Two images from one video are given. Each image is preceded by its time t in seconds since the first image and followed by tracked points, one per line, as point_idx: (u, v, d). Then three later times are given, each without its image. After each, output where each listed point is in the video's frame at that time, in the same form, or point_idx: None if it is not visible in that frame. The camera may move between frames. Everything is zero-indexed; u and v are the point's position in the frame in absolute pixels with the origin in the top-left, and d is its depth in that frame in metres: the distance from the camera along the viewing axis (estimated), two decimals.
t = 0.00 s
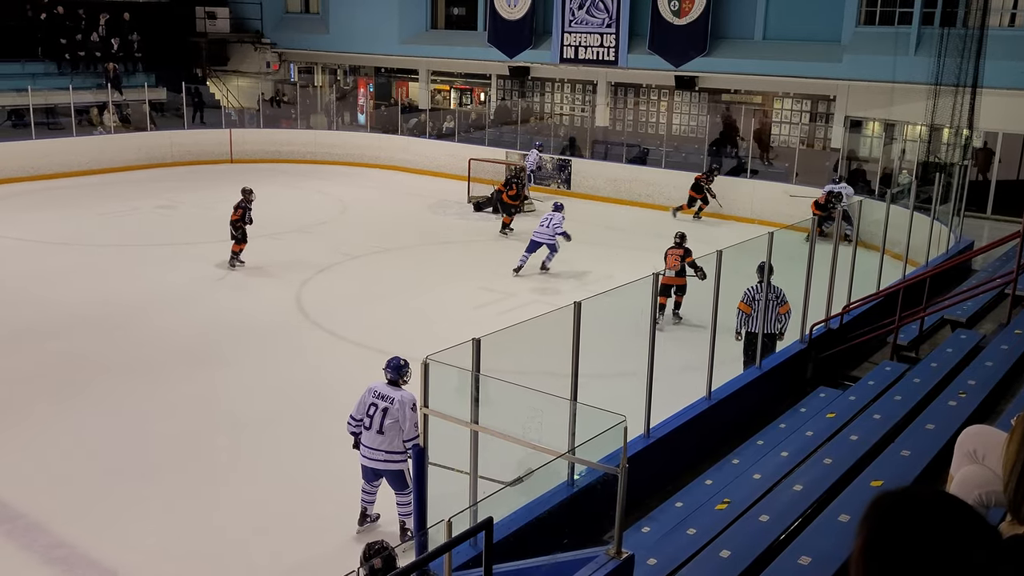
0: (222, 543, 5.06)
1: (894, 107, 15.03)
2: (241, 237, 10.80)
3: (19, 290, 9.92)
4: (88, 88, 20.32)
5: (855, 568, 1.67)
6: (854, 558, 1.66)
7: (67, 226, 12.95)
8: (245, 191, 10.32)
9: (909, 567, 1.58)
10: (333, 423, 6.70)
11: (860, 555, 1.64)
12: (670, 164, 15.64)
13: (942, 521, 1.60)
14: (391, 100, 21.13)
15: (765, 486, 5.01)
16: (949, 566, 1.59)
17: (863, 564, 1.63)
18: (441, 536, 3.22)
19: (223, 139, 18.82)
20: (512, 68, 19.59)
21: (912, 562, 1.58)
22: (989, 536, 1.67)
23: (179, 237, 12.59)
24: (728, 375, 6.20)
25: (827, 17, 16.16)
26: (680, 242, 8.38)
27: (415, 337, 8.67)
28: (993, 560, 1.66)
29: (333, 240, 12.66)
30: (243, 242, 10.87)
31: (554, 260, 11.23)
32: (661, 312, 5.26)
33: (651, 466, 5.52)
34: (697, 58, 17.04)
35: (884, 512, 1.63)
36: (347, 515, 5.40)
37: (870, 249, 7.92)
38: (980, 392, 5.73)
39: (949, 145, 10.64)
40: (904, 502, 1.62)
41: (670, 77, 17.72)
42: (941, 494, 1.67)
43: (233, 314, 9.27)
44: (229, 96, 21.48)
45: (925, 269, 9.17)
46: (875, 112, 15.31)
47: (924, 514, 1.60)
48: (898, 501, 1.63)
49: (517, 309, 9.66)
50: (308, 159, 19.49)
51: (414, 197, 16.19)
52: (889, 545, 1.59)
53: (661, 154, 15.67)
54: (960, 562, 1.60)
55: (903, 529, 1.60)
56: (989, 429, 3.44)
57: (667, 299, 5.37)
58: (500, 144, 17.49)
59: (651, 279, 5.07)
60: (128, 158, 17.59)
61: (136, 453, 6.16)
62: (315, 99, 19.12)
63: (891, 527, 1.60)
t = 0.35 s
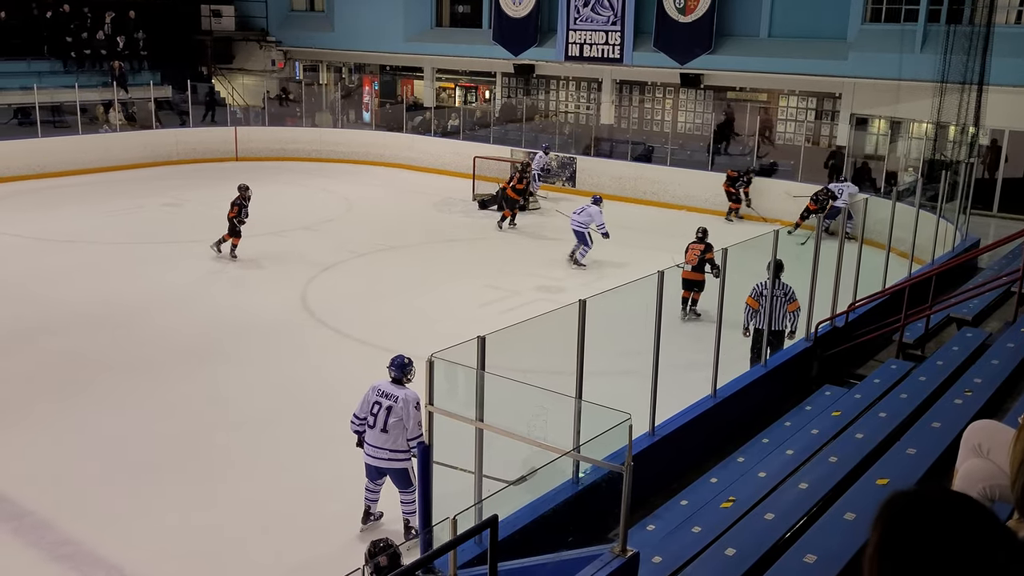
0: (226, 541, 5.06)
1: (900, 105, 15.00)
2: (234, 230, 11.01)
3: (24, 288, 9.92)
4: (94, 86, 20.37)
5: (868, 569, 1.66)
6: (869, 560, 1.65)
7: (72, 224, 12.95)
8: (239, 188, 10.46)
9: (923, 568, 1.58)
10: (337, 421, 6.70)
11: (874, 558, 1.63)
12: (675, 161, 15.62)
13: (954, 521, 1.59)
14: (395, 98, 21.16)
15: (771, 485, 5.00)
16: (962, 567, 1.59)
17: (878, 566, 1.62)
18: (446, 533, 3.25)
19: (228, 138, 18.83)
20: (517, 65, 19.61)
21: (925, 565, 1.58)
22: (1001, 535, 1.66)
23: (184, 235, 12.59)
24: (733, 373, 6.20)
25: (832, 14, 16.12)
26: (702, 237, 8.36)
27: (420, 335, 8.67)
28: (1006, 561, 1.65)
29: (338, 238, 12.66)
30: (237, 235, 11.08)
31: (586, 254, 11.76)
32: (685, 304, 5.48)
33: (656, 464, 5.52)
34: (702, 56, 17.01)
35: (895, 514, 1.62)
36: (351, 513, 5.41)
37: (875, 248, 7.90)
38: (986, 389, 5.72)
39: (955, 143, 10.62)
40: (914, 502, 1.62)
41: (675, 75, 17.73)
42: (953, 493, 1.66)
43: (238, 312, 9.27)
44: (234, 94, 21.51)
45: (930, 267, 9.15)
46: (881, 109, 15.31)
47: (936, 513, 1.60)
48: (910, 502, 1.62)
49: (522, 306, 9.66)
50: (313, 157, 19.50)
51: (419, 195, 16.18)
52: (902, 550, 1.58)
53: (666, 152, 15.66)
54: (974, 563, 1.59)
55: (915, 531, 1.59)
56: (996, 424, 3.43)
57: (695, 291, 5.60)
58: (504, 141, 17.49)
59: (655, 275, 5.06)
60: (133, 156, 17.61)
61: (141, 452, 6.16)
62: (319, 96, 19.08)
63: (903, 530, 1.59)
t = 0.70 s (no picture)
0: (230, 539, 5.06)
1: (906, 102, 14.97)
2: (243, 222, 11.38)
3: (30, 286, 9.95)
4: (100, 84, 20.47)
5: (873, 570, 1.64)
6: (874, 560, 1.63)
7: (77, 222, 12.98)
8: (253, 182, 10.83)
9: (930, 569, 1.56)
10: (342, 419, 6.71)
11: (879, 558, 1.62)
12: (680, 159, 15.60)
13: (960, 517, 1.58)
14: (400, 96, 21.19)
15: (776, 483, 4.99)
16: (970, 566, 1.58)
17: (883, 566, 1.60)
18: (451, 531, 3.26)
19: (233, 135, 18.87)
20: (522, 63, 19.61)
21: (932, 566, 1.56)
22: (1008, 533, 1.65)
23: (189, 233, 12.61)
24: (738, 371, 6.18)
25: (838, 11, 16.08)
26: (724, 235, 8.38)
27: (425, 333, 8.68)
28: (1014, 560, 1.64)
29: (343, 235, 12.67)
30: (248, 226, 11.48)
31: (624, 239, 12.42)
32: (706, 300, 5.46)
33: (661, 462, 5.51)
34: (707, 53, 17.00)
35: (901, 514, 1.61)
36: (355, 511, 5.41)
37: (881, 245, 7.88)
38: (992, 388, 5.70)
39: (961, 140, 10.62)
40: (921, 500, 1.61)
41: (680, 72, 17.74)
42: (959, 490, 1.65)
43: (243, 309, 9.28)
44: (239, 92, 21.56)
45: (936, 265, 9.13)
46: (887, 106, 15.29)
47: (942, 511, 1.59)
48: (915, 500, 1.61)
49: (527, 304, 9.66)
50: (318, 154, 19.51)
51: (424, 193, 16.18)
52: (909, 548, 1.57)
53: (671, 149, 15.64)
54: (980, 562, 1.59)
55: (922, 530, 1.58)
56: (1004, 424, 3.43)
57: (719, 287, 5.57)
58: (509, 139, 17.49)
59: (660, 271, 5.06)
60: (138, 154, 17.63)
61: (146, 449, 6.17)
62: (324, 94, 19.18)
63: (910, 529, 1.58)
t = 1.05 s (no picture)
0: (233, 536, 5.08)
1: (910, 99, 14.95)
2: (264, 213, 11.81)
3: (33, 284, 9.97)
4: (104, 83, 20.55)
5: (872, 568, 1.63)
6: (872, 558, 1.63)
7: (81, 220, 13.01)
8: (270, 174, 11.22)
9: (930, 567, 1.56)
10: (345, 417, 6.71)
11: (878, 556, 1.61)
12: (683, 156, 15.57)
13: (958, 514, 1.58)
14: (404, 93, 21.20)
15: (779, 480, 4.99)
16: (969, 563, 1.58)
17: (882, 564, 1.59)
18: (455, 528, 3.26)
19: (237, 133, 18.89)
20: (525, 60, 19.60)
21: (932, 564, 1.56)
22: (1007, 530, 1.64)
23: (193, 231, 12.62)
24: (741, 369, 6.18)
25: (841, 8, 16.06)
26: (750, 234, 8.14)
27: (428, 330, 8.68)
28: (1014, 557, 1.64)
29: (347, 233, 12.68)
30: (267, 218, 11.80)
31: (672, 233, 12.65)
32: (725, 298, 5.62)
33: (665, 460, 5.50)
34: (711, 51, 16.99)
35: (901, 511, 1.60)
36: (357, 509, 5.41)
37: (885, 243, 7.88)
38: (997, 385, 5.69)
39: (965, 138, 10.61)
40: (921, 497, 1.60)
41: (683, 70, 17.74)
42: (959, 487, 1.65)
43: (246, 307, 9.30)
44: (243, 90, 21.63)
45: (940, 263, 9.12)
46: (890, 103, 15.26)
47: (942, 507, 1.58)
48: (915, 497, 1.60)
49: (530, 302, 9.66)
50: (321, 152, 19.52)
51: (427, 190, 16.18)
52: (909, 545, 1.56)
53: (675, 147, 15.61)
54: (980, 559, 1.58)
55: (922, 526, 1.58)
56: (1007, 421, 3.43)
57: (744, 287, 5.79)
58: (513, 137, 17.49)
59: (664, 267, 5.05)
60: (142, 151, 17.64)
61: (150, 446, 6.19)
62: (328, 92, 19.13)
63: (909, 525, 1.57)
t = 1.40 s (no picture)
0: (235, 535, 5.08)
1: (911, 97, 14.95)
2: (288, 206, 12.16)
3: (34, 282, 9.96)
4: (104, 82, 20.53)
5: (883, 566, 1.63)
6: (885, 555, 1.63)
7: (81, 219, 13.00)
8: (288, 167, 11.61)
9: (942, 566, 1.56)
10: (346, 415, 6.72)
11: (890, 553, 1.61)
12: (684, 155, 15.56)
13: (972, 510, 1.58)
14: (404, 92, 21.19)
15: (780, 479, 4.99)
16: (985, 559, 1.58)
17: (895, 562, 1.59)
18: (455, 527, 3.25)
19: (237, 132, 18.88)
20: (526, 59, 19.59)
21: (945, 561, 1.56)
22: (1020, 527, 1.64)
23: (194, 230, 12.62)
24: (741, 368, 6.17)
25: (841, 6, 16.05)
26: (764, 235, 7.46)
27: (430, 329, 8.68)
28: None
29: (348, 232, 12.69)
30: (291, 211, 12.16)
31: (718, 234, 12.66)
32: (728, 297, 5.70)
33: (665, 458, 5.50)
34: (712, 49, 16.97)
35: (915, 508, 1.60)
36: (358, 507, 5.41)
37: (885, 241, 7.88)
38: (997, 384, 5.69)
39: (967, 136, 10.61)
40: (935, 496, 1.60)
41: (684, 68, 17.74)
42: (972, 485, 1.65)
43: (247, 306, 9.29)
44: (244, 89, 21.65)
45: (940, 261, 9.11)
46: (891, 102, 15.25)
47: (953, 506, 1.58)
48: (930, 496, 1.60)
49: (531, 300, 9.66)
50: (322, 151, 19.52)
51: (428, 189, 16.18)
52: (922, 544, 1.56)
53: (676, 145, 15.61)
54: (994, 556, 1.59)
55: (936, 524, 1.57)
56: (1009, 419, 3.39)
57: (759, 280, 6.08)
58: (513, 135, 17.48)
59: (665, 265, 5.05)
60: (142, 150, 17.64)
61: (151, 445, 6.19)
62: (328, 91, 19.15)
63: (923, 524, 1.57)
